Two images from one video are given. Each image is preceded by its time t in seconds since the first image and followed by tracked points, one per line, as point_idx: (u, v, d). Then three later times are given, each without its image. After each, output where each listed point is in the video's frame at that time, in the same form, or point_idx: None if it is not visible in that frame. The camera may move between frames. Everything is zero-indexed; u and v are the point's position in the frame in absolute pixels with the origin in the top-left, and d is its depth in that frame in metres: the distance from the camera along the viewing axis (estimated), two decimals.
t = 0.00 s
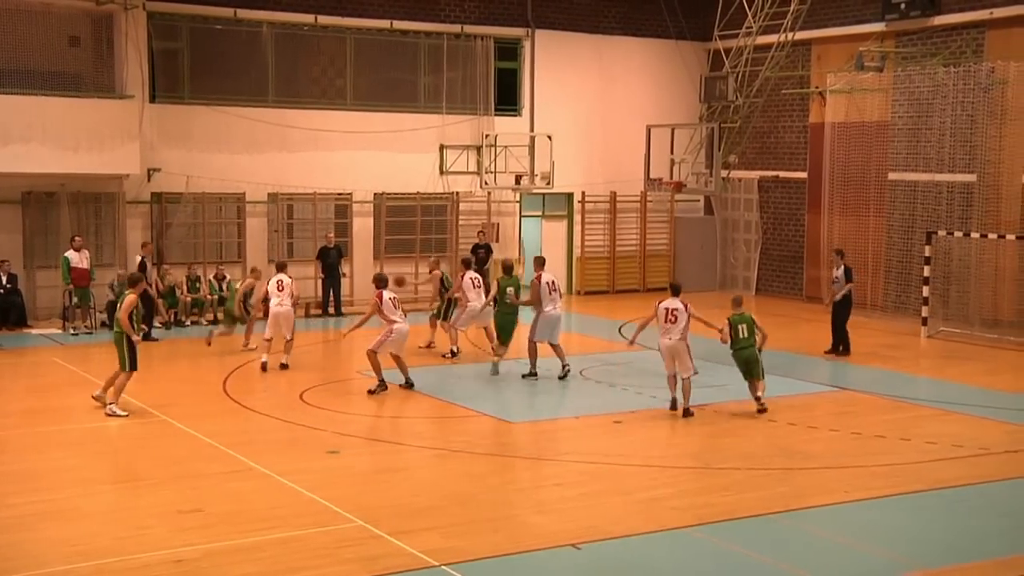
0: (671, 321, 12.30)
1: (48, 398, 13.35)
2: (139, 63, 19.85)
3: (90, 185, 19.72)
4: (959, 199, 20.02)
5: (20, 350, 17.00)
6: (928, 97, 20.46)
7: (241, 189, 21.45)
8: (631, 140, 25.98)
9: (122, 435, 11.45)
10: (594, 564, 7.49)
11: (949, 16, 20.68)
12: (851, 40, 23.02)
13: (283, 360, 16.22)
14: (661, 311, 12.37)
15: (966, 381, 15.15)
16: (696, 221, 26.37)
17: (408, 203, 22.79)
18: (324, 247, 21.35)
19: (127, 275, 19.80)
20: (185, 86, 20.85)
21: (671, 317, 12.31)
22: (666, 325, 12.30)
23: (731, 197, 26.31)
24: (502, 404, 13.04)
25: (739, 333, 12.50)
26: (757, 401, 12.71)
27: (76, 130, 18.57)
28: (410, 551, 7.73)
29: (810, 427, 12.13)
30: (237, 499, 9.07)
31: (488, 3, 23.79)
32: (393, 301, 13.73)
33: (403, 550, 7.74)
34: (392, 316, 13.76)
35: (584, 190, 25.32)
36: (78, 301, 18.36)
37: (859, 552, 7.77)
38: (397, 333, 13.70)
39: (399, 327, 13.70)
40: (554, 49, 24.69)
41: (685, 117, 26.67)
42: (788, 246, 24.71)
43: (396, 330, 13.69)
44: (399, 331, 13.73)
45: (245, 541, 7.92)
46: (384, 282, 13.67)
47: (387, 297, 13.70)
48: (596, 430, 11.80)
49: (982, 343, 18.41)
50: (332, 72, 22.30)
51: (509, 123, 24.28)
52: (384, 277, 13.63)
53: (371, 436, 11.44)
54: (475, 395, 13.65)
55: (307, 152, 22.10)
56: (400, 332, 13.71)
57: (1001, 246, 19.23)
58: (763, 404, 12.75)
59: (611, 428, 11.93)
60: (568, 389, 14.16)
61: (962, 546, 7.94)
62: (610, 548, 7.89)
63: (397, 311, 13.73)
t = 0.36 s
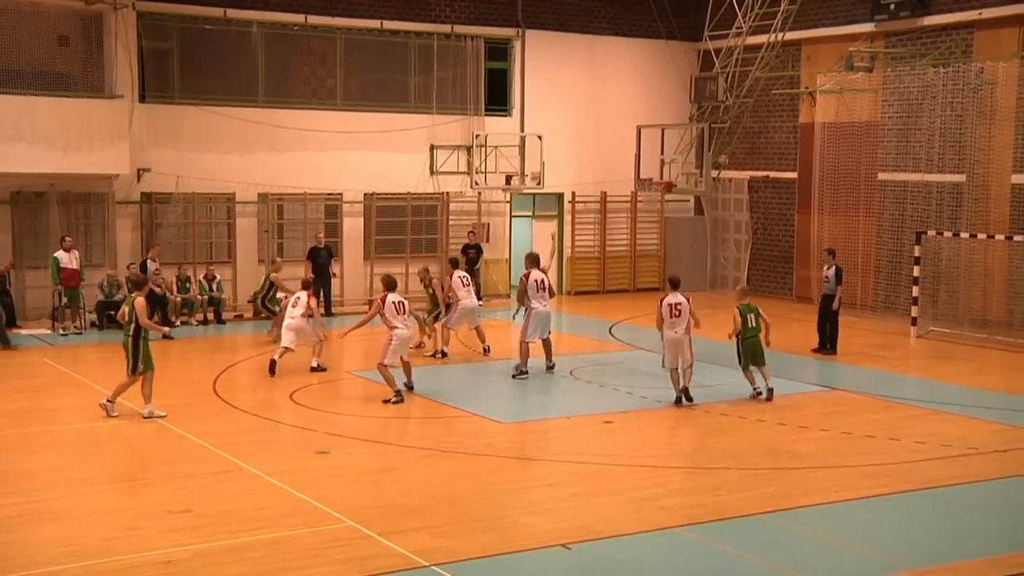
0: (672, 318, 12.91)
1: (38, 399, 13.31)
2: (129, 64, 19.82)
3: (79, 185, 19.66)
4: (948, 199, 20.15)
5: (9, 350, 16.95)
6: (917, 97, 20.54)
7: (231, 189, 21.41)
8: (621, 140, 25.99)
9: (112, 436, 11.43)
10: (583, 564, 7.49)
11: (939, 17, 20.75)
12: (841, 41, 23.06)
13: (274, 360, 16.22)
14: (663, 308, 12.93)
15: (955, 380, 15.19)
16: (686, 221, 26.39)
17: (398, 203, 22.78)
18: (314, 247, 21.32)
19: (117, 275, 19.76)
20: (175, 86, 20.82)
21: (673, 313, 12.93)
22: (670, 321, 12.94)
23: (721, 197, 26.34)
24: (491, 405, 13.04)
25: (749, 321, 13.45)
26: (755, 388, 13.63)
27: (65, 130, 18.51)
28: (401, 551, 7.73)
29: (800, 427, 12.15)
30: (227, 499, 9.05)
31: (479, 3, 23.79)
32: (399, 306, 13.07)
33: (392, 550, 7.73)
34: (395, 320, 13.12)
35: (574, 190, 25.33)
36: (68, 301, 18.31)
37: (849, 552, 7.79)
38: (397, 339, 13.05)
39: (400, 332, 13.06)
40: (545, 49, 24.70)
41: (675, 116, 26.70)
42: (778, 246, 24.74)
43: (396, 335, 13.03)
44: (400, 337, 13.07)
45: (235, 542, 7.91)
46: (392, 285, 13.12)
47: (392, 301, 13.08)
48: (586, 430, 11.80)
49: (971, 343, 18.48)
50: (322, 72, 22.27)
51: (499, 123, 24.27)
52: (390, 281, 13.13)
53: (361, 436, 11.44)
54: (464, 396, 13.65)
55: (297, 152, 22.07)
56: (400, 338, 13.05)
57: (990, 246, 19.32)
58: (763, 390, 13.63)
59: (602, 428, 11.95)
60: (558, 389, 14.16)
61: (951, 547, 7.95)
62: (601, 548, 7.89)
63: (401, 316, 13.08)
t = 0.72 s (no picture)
0: (676, 308, 13.77)
1: (32, 399, 13.30)
2: (123, 64, 19.79)
3: (73, 185, 19.62)
4: (943, 199, 20.19)
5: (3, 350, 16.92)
6: (912, 97, 20.57)
7: (225, 189, 21.39)
8: (615, 140, 25.99)
9: (106, 436, 11.41)
10: (578, 564, 7.50)
11: (933, 17, 20.77)
12: (835, 41, 23.08)
13: (268, 360, 16.22)
14: (664, 299, 13.76)
15: (949, 380, 15.22)
16: (681, 221, 26.39)
17: (393, 203, 22.78)
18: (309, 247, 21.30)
19: (111, 275, 19.74)
20: (169, 86, 20.78)
21: (674, 305, 13.77)
22: (671, 312, 13.80)
23: (715, 197, 26.37)
24: (486, 405, 13.04)
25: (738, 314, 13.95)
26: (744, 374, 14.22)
27: (59, 130, 18.47)
28: (396, 551, 7.73)
29: (795, 427, 12.17)
30: (222, 500, 9.05)
31: (473, 3, 23.80)
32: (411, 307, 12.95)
33: (388, 551, 7.73)
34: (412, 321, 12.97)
35: (569, 190, 25.33)
36: (63, 302, 18.30)
37: (844, 552, 7.80)
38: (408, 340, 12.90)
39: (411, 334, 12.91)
40: (539, 49, 24.70)
41: (670, 117, 26.71)
42: (773, 246, 24.77)
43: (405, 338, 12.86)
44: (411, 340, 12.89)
45: (230, 542, 7.91)
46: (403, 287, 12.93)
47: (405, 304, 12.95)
48: (581, 430, 11.81)
49: (966, 343, 18.51)
50: (317, 72, 22.25)
51: (494, 123, 24.27)
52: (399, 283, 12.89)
53: (356, 436, 11.44)
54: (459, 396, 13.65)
55: (291, 152, 22.05)
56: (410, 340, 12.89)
57: (984, 246, 19.38)
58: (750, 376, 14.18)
59: (596, 428, 11.96)
60: (552, 389, 14.17)
61: (946, 546, 7.97)
62: (596, 548, 7.89)
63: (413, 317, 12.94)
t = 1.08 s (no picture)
0: (675, 303, 14.01)
1: (28, 399, 13.29)
2: (120, 64, 19.77)
3: (69, 185, 19.59)
4: (939, 199, 20.22)
5: None
6: (908, 97, 20.60)
7: (222, 190, 21.39)
8: (612, 141, 25.99)
9: (102, 436, 11.41)
10: (575, 564, 7.50)
11: (929, 18, 20.79)
12: (832, 41, 23.08)
13: (265, 361, 16.23)
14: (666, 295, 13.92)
15: (945, 380, 15.24)
16: (677, 221, 26.38)
17: (390, 204, 22.78)
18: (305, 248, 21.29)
19: (107, 275, 19.71)
20: (165, 86, 20.77)
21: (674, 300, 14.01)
22: (671, 306, 13.99)
23: (711, 197, 26.39)
24: (482, 405, 13.05)
25: (703, 307, 14.79)
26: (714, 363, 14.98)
27: (56, 130, 18.45)
28: (392, 552, 7.73)
29: (791, 427, 12.18)
30: (218, 500, 9.05)
31: (470, 4, 23.80)
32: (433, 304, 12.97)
33: (384, 551, 7.73)
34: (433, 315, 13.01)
35: (566, 191, 25.34)
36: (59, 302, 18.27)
37: (841, 552, 7.81)
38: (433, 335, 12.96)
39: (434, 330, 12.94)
40: (536, 49, 24.70)
41: (666, 117, 26.71)
42: (769, 246, 24.77)
43: (427, 334, 12.90)
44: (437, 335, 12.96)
45: (226, 542, 7.90)
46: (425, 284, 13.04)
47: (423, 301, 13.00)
48: (578, 430, 11.82)
49: (962, 343, 18.53)
50: (313, 72, 22.25)
51: (491, 123, 24.27)
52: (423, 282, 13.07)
53: (353, 436, 11.44)
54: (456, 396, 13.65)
55: (288, 152, 22.04)
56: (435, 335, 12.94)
57: (980, 246, 19.41)
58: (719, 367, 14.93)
59: (592, 428, 11.97)
60: (549, 389, 14.18)
61: (943, 546, 7.98)
62: (592, 548, 7.90)
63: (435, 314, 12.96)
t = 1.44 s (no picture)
0: (660, 296, 14.91)
1: (27, 400, 13.28)
2: (117, 64, 19.77)
3: (67, 185, 19.58)
4: (937, 199, 20.25)
5: None
6: (906, 98, 20.62)
7: (220, 190, 21.38)
8: (611, 141, 25.99)
9: (101, 437, 11.41)
10: (573, 564, 7.50)
11: (926, 18, 20.79)
12: (830, 41, 23.10)
13: (263, 361, 16.23)
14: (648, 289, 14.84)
15: (943, 380, 15.25)
16: (676, 222, 26.39)
17: (388, 204, 22.78)
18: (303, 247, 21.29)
19: (105, 276, 19.70)
20: (163, 86, 20.77)
21: (658, 294, 14.91)
22: (654, 300, 14.88)
23: (710, 197, 26.40)
24: (481, 405, 13.05)
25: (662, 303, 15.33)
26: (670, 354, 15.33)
27: (54, 130, 18.44)
28: (390, 552, 7.73)
29: (789, 427, 12.19)
30: (217, 500, 9.05)
31: (467, 4, 23.79)
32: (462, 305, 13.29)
33: (383, 551, 7.73)
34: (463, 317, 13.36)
35: (564, 191, 25.35)
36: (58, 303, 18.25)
37: (838, 552, 7.81)
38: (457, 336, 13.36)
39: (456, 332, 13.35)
40: (534, 48, 24.70)
41: (664, 117, 26.72)
42: (767, 246, 24.77)
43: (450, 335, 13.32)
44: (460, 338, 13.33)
45: (225, 543, 7.90)
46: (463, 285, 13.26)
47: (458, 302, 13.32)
48: (576, 430, 11.82)
49: (961, 343, 18.55)
50: (311, 73, 22.25)
51: (489, 123, 24.27)
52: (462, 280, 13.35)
53: (352, 436, 11.44)
54: (454, 395, 13.67)
55: (286, 152, 22.04)
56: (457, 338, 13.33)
57: (978, 246, 19.43)
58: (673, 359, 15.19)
59: (591, 428, 11.98)
60: (548, 390, 14.17)
61: (940, 546, 7.98)
62: (591, 548, 7.90)
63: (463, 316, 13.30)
